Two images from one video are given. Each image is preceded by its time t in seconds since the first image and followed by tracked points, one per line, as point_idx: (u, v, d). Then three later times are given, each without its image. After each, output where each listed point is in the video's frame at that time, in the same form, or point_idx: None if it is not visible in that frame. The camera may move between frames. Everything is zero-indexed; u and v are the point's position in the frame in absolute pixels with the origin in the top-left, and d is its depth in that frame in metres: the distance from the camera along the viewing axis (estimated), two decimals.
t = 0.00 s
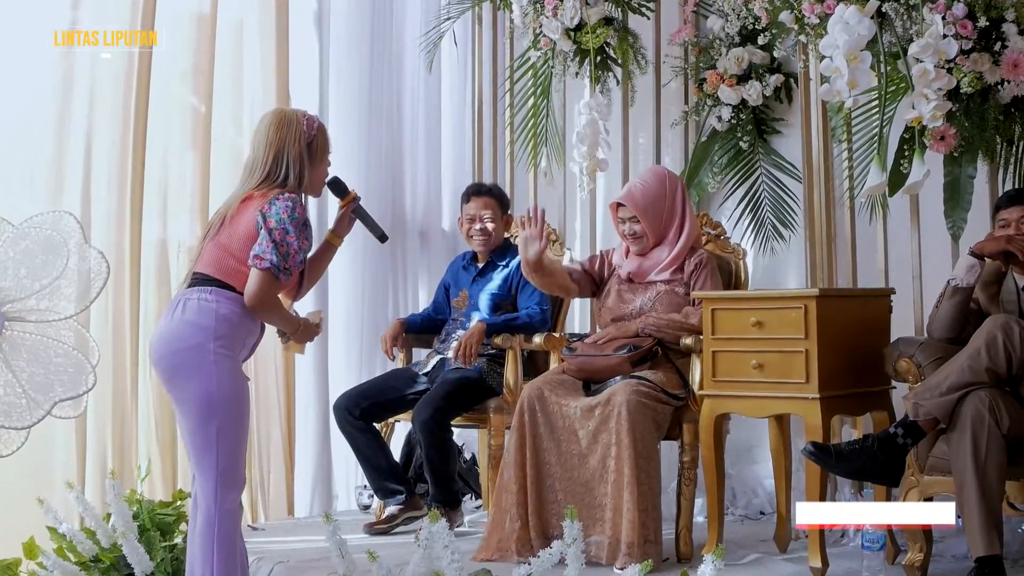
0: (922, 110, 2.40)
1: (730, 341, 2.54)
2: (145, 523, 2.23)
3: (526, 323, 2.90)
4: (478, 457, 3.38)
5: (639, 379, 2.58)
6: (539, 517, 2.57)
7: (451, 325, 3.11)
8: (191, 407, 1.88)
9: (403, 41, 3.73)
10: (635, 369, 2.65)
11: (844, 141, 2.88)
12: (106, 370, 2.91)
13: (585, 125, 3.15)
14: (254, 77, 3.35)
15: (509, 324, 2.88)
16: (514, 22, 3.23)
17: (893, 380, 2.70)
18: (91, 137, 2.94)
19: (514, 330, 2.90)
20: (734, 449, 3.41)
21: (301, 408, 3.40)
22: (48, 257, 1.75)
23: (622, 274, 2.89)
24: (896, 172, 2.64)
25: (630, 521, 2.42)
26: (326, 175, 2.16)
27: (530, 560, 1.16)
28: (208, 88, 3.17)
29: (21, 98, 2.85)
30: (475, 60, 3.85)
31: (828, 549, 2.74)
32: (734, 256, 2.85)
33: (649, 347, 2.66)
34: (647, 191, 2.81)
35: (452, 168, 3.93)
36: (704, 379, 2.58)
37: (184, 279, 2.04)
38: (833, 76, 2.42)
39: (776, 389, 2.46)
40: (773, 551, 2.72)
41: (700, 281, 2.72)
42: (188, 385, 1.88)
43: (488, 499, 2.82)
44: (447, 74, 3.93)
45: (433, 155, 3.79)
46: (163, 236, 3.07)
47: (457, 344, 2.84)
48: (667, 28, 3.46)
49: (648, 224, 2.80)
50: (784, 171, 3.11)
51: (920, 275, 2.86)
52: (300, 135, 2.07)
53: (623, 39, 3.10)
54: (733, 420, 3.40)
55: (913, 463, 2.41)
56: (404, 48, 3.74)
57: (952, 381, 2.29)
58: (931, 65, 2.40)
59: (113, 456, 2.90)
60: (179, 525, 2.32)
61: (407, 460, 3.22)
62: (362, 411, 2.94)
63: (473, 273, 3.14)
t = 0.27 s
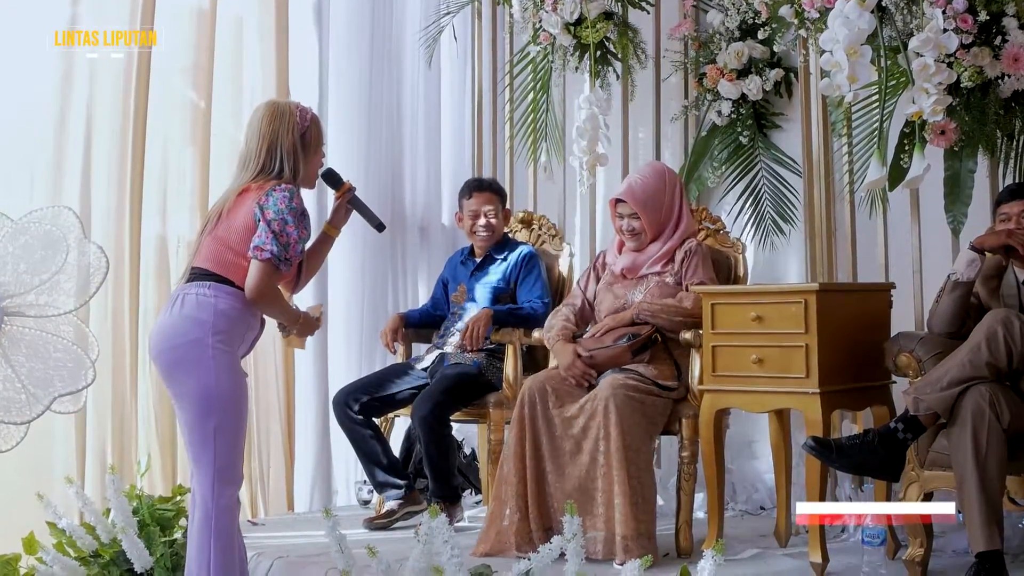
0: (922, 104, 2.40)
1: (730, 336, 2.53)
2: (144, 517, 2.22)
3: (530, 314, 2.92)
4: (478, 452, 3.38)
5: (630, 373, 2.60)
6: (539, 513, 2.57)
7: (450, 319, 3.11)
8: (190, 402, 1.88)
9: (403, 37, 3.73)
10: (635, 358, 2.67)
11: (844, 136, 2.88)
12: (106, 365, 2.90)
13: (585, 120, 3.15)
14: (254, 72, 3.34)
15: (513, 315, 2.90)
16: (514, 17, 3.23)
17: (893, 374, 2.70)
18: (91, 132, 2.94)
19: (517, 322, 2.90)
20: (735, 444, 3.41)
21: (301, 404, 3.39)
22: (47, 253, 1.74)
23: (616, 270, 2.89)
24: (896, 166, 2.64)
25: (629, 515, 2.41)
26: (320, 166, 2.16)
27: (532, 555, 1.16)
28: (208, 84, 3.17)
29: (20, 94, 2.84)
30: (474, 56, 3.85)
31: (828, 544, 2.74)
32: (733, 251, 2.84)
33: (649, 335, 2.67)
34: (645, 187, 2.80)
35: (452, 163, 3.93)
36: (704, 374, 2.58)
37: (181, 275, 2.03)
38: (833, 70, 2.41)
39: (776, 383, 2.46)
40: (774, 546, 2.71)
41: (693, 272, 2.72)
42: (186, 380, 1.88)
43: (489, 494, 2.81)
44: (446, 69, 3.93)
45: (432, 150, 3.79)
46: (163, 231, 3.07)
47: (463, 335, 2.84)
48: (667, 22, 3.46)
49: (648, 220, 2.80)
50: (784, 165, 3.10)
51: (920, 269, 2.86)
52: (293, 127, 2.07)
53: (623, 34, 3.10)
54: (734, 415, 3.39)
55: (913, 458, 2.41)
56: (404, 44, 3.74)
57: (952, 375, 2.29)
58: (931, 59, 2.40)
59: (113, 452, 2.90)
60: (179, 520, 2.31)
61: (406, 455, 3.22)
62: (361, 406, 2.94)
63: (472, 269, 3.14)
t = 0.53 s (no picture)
0: (924, 104, 2.38)
1: (731, 336, 2.53)
2: (146, 518, 2.22)
3: (532, 318, 2.89)
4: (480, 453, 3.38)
5: (631, 372, 2.60)
6: (541, 513, 2.56)
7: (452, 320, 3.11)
8: (190, 402, 1.88)
9: (405, 38, 3.74)
10: (637, 357, 2.69)
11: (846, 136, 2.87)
12: (108, 366, 2.90)
13: (586, 120, 3.15)
14: (256, 73, 3.35)
15: (516, 319, 2.86)
16: (515, 17, 3.23)
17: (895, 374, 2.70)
18: (94, 132, 2.94)
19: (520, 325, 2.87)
20: (737, 445, 3.41)
21: (303, 405, 3.39)
22: (49, 253, 1.75)
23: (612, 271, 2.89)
24: (899, 167, 2.63)
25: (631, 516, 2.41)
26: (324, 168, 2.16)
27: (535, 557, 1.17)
28: (210, 84, 3.17)
29: (23, 94, 2.84)
30: (476, 56, 3.85)
31: (831, 545, 2.74)
32: (735, 251, 2.81)
33: (651, 335, 2.70)
34: (648, 187, 2.80)
35: (454, 164, 3.93)
36: (706, 374, 2.58)
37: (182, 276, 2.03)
38: (834, 70, 2.41)
39: (777, 384, 2.46)
40: (776, 547, 2.71)
41: (689, 267, 2.73)
42: (186, 380, 1.88)
43: (490, 495, 2.81)
44: (448, 70, 3.93)
45: (433, 151, 3.80)
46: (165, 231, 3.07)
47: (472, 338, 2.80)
48: (669, 22, 3.46)
49: (648, 219, 2.79)
50: (786, 165, 3.10)
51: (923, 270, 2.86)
52: (297, 129, 2.07)
53: (625, 35, 3.10)
54: (736, 416, 3.39)
55: (915, 460, 2.39)
56: (406, 44, 3.74)
57: (954, 376, 2.29)
58: (933, 59, 2.39)
59: (114, 452, 2.90)
60: (180, 520, 2.31)
61: (408, 456, 3.21)
62: (362, 406, 2.93)
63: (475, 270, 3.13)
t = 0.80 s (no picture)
0: (926, 108, 2.37)
1: (734, 339, 2.53)
2: (147, 521, 2.22)
3: (535, 321, 2.87)
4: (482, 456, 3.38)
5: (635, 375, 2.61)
6: (543, 516, 2.56)
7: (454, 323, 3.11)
8: (191, 405, 1.88)
9: (407, 41, 3.74)
10: (639, 362, 2.70)
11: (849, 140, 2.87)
12: (110, 368, 2.90)
13: (588, 123, 3.16)
14: (258, 76, 3.35)
15: (520, 322, 2.85)
16: (518, 20, 3.23)
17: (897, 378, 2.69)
18: (97, 135, 2.94)
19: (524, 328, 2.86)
20: (739, 447, 3.41)
21: (305, 407, 3.40)
22: (52, 255, 1.75)
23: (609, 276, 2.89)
24: (901, 170, 2.64)
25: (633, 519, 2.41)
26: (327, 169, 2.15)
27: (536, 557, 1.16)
28: (213, 87, 3.17)
29: (26, 96, 2.84)
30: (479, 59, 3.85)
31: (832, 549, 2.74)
32: (737, 254, 2.81)
33: (653, 340, 2.71)
34: (648, 192, 2.80)
35: (456, 167, 3.93)
36: (708, 377, 2.57)
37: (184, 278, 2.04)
38: (837, 74, 2.41)
39: (779, 388, 2.45)
40: (778, 550, 2.71)
41: (677, 269, 2.71)
42: (187, 383, 1.88)
43: (492, 497, 2.81)
44: (450, 72, 3.94)
45: (436, 154, 3.80)
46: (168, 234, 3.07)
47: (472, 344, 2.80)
48: (671, 25, 3.46)
49: (647, 224, 2.80)
50: (788, 169, 3.10)
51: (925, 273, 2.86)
52: (297, 132, 2.08)
53: (627, 38, 3.10)
54: (737, 419, 3.39)
55: (917, 462, 2.41)
56: (408, 47, 3.75)
57: (957, 379, 2.28)
58: (936, 62, 2.38)
59: (116, 455, 2.90)
60: (182, 522, 2.31)
61: (410, 459, 3.22)
62: (364, 406, 2.93)
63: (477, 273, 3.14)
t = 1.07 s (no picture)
0: (930, 107, 2.35)
1: (737, 338, 2.53)
2: (150, 519, 2.22)
3: (538, 321, 2.86)
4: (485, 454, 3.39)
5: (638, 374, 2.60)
6: (546, 515, 2.56)
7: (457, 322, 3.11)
8: (192, 404, 1.88)
9: (411, 39, 3.75)
10: (641, 361, 2.68)
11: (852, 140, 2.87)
12: (114, 366, 2.91)
13: (591, 122, 3.21)
14: (262, 74, 3.35)
15: (521, 322, 2.84)
16: (521, 19, 3.23)
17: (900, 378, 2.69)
18: (101, 133, 2.95)
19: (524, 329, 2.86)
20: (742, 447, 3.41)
21: (308, 406, 3.40)
22: (55, 254, 1.75)
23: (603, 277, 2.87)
24: (905, 170, 2.63)
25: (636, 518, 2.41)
26: (323, 167, 2.12)
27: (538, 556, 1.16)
28: (217, 85, 3.17)
29: (30, 95, 2.84)
30: (482, 58, 3.86)
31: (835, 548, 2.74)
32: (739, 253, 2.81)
33: (655, 339, 2.69)
34: (644, 193, 2.79)
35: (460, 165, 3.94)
36: (711, 377, 2.57)
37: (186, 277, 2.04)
38: (841, 73, 2.41)
39: (782, 388, 2.45)
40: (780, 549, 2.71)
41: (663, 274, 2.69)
42: (189, 382, 1.88)
43: (495, 496, 2.81)
44: (453, 71, 3.94)
45: (439, 153, 3.80)
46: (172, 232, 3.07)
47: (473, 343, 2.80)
48: (675, 24, 3.46)
49: (643, 225, 2.79)
50: (791, 168, 3.10)
51: (928, 273, 2.86)
52: (279, 133, 2.06)
53: (631, 37, 3.10)
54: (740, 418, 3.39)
55: (920, 462, 2.39)
56: (412, 46, 3.75)
57: (960, 379, 2.28)
58: (939, 62, 2.36)
59: (120, 453, 2.90)
60: (185, 520, 2.31)
61: (413, 457, 3.22)
62: (367, 407, 2.93)
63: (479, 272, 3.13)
